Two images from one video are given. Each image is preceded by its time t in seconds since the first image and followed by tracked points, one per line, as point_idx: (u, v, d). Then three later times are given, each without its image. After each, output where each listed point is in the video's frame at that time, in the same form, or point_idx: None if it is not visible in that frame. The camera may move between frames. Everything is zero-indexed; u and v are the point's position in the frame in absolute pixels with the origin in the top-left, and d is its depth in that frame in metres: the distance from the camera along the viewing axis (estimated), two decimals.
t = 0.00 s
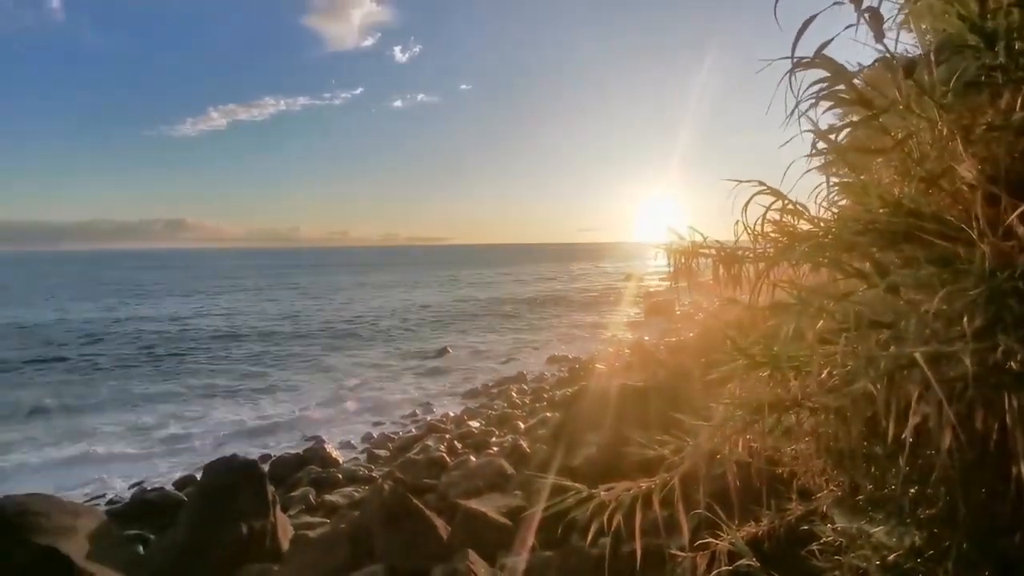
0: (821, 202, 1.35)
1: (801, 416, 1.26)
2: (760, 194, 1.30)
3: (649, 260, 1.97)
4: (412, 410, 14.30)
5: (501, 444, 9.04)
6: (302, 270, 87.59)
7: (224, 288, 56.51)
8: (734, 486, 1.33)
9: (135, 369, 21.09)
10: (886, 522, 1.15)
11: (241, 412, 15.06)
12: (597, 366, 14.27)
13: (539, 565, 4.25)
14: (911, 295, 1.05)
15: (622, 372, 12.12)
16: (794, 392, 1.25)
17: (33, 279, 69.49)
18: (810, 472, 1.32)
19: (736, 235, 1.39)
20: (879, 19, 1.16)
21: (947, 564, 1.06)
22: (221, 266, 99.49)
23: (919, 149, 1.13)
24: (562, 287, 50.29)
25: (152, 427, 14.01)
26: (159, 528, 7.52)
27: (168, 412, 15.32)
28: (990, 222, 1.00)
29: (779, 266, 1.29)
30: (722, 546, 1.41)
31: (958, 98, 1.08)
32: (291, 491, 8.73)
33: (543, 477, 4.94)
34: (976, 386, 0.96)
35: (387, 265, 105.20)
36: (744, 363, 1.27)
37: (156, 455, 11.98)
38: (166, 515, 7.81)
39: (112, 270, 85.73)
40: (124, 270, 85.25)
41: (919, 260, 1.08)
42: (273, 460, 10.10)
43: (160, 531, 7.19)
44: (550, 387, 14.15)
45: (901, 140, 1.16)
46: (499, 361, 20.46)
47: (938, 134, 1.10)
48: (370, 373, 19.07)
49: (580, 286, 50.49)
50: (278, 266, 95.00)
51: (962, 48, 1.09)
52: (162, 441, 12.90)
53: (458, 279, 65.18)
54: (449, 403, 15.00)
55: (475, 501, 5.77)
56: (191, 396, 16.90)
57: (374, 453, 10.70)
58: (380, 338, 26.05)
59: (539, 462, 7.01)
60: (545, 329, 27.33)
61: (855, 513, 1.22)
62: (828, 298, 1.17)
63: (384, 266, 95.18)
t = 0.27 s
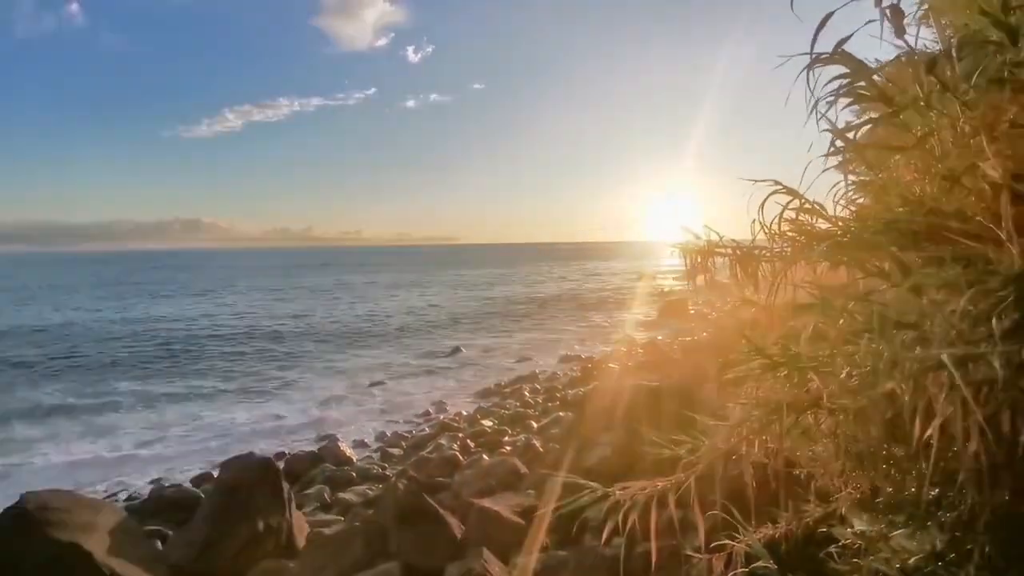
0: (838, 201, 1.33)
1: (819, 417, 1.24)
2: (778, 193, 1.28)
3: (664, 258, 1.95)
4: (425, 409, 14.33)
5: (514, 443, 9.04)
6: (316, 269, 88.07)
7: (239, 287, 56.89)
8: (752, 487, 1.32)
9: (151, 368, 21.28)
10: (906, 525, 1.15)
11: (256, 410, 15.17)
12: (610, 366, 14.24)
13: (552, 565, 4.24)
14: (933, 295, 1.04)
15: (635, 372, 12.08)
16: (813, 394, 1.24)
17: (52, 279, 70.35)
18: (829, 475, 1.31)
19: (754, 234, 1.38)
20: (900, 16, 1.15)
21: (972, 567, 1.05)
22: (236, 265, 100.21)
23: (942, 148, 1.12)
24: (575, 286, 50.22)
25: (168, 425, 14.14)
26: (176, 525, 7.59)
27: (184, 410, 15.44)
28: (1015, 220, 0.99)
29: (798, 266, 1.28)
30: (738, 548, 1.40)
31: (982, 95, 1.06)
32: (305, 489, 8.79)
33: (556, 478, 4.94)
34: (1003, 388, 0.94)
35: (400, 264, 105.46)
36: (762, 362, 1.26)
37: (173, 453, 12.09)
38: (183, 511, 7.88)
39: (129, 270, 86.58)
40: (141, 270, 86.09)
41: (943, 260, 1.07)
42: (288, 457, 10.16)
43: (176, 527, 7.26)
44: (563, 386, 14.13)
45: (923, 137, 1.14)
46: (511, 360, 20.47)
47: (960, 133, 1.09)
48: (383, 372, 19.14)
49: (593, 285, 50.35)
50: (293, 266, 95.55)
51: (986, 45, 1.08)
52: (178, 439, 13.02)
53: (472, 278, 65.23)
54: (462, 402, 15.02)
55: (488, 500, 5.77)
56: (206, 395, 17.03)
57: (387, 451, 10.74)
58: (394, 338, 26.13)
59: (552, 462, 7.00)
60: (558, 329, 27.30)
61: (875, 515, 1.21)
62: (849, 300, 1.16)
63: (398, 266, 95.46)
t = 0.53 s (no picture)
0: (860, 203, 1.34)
1: (839, 418, 1.24)
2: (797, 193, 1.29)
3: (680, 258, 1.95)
4: (438, 408, 14.36)
5: (527, 443, 9.05)
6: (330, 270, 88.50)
7: (254, 288, 57.28)
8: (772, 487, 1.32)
9: (168, 367, 21.47)
10: (928, 529, 1.14)
11: (271, 409, 15.26)
12: (623, 366, 14.18)
13: (566, 564, 4.24)
14: (957, 293, 1.03)
15: (649, 372, 12.03)
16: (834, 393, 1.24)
17: (70, 279, 71.18)
18: (847, 477, 1.31)
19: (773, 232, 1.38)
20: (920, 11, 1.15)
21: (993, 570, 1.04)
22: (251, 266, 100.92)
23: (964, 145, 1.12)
24: (588, 286, 50.13)
25: (184, 424, 14.26)
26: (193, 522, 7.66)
27: (200, 409, 15.56)
28: None
29: (818, 265, 1.28)
30: (755, 551, 1.38)
31: (1006, 92, 1.06)
32: (320, 487, 8.83)
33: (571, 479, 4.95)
34: None
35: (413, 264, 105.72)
36: (781, 361, 1.26)
37: (189, 451, 12.19)
38: (200, 508, 7.95)
39: (146, 271, 87.41)
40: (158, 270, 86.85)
41: (965, 259, 1.06)
42: (303, 456, 10.22)
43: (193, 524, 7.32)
44: (577, 386, 14.10)
45: (944, 135, 1.14)
46: (524, 360, 20.46)
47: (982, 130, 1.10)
48: (397, 371, 19.20)
49: (606, 285, 50.18)
50: (307, 266, 96.05)
51: (1008, 41, 1.08)
52: (194, 437, 13.13)
53: (485, 279, 65.27)
54: (475, 402, 15.04)
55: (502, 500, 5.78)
56: (222, 394, 17.17)
57: (401, 450, 10.78)
58: (407, 337, 26.20)
59: (565, 461, 7.00)
60: (571, 329, 27.24)
61: (894, 517, 1.21)
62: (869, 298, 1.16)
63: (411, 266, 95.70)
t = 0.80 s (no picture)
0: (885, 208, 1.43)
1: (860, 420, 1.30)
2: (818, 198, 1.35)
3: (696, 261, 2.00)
4: (451, 408, 14.38)
5: (541, 443, 9.06)
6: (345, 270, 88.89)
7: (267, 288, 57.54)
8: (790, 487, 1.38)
9: (184, 367, 21.66)
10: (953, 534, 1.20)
11: (285, 409, 15.35)
12: (637, 367, 14.14)
13: (582, 565, 4.24)
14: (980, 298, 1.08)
15: (662, 373, 11.98)
16: (853, 395, 1.32)
17: (89, 278, 71.96)
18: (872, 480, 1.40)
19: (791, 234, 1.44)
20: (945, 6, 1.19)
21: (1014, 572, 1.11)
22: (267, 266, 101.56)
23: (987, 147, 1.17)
24: (602, 287, 49.99)
25: (201, 423, 14.38)
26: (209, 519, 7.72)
27: (215, 409, 15.67)
28: None
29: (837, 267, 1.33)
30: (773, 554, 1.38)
31: None
32: (335, 486, 8.88)
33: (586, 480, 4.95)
34: None
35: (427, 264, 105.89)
36: (801, 363, 1.33)
37: (205, 450, 12.28)
38: (216, 506, 8.02)
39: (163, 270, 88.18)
40: (175, 270, 87.61)
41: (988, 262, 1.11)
42: (318, 455, 10.28)
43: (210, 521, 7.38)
44: (590, 387, 14.06)
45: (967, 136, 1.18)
46: (537, 361, 20.44)
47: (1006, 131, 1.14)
48: (410, 371, 19.25)
49: (619, 286, 49.99)
50: (322, 266, 96.56)
51: None
52: (210, 436, 13.24)
53: (498, 279, 65.27)
54: (488, 402, 15.04)
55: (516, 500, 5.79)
56: (237, 393, 17.28)
57: (415, 450, 10.82)
58: (420, 338, 26.24)
59: (578, 462, 7.00)
60: (584, 330, 27.16)
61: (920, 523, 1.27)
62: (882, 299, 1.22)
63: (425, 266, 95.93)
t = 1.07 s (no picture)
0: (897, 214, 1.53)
1: (882, 420, 1.37)
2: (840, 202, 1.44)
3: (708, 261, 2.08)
4: (464, 408, 14.39)
5: (554, 443, 9.05)
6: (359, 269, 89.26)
7: (281, 288, 57.84)
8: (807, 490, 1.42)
9: (200, 366, 21.83)
10: (969, 537, 1.25)
11: (299, 408, 15.43)
12: (650, 368, 14.08)
13: (596, 566, 4.22)
14: (1005, 297, 1.11)
15: (676, 374, 11.91)
16: (872, 398, 1.38)
17: (108, 277, 72.71)
18: (891, 484, 1.48)
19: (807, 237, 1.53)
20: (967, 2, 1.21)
21: None
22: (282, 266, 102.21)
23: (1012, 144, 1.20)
24: (616, 287, 49.85)
25: (216, 421, 14.48)
26: (224, 515, 7.78)
27: (230, 408, 15.76)
28: None
29: (852, 266, 1.39)
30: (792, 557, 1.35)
31: None
32: (348, 484, 8.91)
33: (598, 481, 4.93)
34: None
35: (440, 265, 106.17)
36: (825, 362, 1.41)
37: (220, 449, 12.37)
38: (231, 502, 8.07)
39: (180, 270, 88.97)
40: (192, 270, 88.38)
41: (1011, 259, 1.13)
42: (331, 453, 10.32)
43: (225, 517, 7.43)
44: (603, 388, 14.02)
45: (995, 127, 1.18)
46: (551, 361, 20.42)
47: None
48: (423, 371, 19.29)
49: (632, 286, 49.80)
50: (336, 266, 97.02)
51: None
52: (225, 435, 13.33)
53: (512, 279, 65.28)
54: (501, 402, 15.03)
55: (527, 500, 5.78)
56: (251, 393, 17.38)
57: (428, 449, 10.84)
58: (433, 338, 26.27)
59: (591, 462, 6.98)
60: (597, 330, 27.07)
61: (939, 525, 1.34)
62: (899, 300, 1.28)
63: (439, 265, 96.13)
